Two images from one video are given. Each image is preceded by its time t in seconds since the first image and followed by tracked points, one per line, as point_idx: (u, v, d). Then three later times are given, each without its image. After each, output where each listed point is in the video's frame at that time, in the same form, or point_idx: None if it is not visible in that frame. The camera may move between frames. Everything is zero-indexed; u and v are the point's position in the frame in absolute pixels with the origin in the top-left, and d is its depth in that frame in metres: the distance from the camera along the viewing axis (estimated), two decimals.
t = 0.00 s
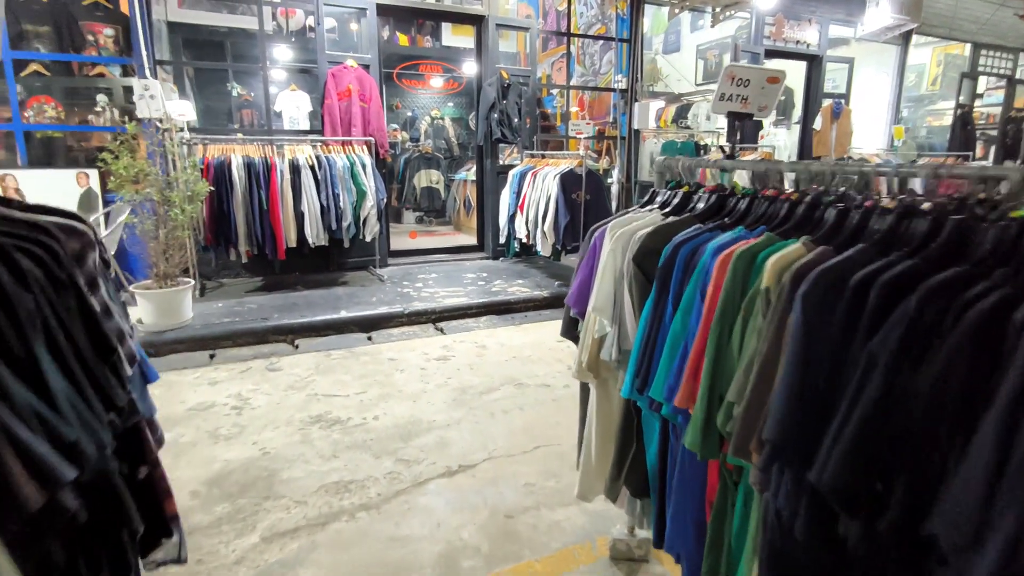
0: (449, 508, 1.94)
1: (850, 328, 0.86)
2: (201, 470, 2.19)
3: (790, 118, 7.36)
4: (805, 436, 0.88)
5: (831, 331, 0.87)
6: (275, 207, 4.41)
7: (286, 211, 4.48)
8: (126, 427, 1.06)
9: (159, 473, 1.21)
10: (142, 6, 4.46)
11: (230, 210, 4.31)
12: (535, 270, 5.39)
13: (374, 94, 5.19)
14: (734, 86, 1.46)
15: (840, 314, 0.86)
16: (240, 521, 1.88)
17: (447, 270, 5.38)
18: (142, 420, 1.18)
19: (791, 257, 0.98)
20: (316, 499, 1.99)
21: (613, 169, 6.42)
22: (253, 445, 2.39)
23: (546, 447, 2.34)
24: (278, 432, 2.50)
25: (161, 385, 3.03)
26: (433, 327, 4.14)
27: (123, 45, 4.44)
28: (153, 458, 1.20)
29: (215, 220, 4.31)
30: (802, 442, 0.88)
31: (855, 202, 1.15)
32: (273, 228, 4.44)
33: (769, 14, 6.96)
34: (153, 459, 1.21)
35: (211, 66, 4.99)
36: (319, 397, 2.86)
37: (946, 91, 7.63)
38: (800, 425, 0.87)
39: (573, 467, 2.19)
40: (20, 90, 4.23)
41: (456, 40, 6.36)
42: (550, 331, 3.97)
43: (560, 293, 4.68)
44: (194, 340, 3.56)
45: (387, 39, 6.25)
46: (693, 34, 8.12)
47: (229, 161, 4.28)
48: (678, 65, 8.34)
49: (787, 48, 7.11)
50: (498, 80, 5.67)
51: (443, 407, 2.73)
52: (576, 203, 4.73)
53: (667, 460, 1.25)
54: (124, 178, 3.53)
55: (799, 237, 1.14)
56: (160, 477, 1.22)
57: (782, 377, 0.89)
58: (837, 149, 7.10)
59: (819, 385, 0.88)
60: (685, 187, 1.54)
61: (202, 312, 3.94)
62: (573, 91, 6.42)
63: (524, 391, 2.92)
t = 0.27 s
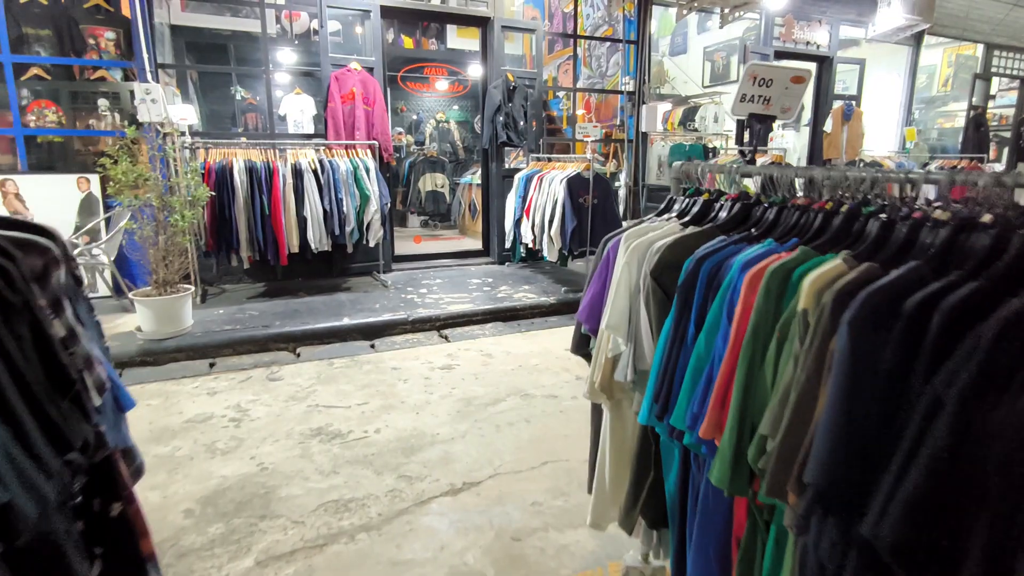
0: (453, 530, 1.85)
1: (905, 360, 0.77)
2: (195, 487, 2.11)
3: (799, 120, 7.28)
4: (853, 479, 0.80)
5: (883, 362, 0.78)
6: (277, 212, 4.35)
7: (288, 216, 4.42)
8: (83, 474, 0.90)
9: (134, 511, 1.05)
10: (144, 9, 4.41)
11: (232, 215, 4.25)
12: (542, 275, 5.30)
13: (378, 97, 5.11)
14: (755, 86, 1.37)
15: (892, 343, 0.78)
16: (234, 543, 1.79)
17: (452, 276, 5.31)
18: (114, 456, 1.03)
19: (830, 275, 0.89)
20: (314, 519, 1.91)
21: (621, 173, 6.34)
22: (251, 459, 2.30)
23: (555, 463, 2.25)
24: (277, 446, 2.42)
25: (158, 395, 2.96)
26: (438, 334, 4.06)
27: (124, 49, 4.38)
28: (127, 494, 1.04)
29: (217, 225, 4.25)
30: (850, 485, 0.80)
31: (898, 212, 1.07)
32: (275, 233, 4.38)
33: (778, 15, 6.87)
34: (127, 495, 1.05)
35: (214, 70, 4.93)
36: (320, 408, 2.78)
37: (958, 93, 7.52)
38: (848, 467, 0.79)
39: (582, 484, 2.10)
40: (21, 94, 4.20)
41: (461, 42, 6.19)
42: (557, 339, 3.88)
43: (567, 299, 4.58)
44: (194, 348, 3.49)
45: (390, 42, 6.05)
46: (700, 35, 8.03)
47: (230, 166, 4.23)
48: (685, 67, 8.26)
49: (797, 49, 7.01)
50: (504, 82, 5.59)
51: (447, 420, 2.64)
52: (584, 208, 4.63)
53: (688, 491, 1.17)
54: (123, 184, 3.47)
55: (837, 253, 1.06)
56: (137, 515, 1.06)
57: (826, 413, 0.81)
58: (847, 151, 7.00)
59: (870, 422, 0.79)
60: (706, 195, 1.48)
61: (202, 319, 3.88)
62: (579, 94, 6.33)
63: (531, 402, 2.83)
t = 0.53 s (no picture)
0: (453, 557, 1.74)
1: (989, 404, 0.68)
2: (182, 506, 2.00)
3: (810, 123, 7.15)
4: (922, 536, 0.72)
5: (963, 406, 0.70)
6: (277, 216, 4.26)
7: (288, 220, 4.32)
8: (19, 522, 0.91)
9: (83, 558, 1.06)
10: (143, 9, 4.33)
11: (231, 219, 4.16)
12: (547, 281, 5.19)
13: (381, 99, 5.01)
14: (784, 83, 1.25)
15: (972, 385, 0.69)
16: (219, 570, 1.68)
17: (456, 281, 5.21)
18: (60, 495, 1.03)
19: (886, 298, 0.81)
20: (305, 543, 1.79)
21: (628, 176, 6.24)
22: (242, 476, 2.19)
23: (562, 483, 2.13)
24: (270, 461, 2.31)
25: (151, 406, 2.86)
26: (440, 342, 3.95)
27: (123, 49, 4.31)
28: (76, 541, 1.06)
29: (215, 229, 4.16)
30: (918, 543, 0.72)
31: (964, 223, 0.95)
32: (275, 238, 4.29)
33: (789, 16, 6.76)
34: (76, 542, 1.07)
35: (216, 71, 4.84)
36: (317, 421, 2.67)
37: (972, 95, 7.38)
38: (917, 523, 0.71)
39: (591, 507, 1.98)
40: (18, 96, 4.14)
41: (466, 44, 6.04)
42: (563, 347, 3.76)
43: (573, 306, 4.47)
44: (189, 356, 3.39)
45: (394, 43, 5.84)
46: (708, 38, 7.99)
47: (229, 169, 4.15)
48: (693, 70, 8.15)
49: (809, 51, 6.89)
50: (509, 84, 5.49)
51: (449, 434, 2.53)
52: (591, 212, 4.52)
53: (714, 531, 1.10)
54: (118, 187, 3.37)
55: (893, 270, 0.95)
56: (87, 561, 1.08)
57: (893, 462, 0.72)
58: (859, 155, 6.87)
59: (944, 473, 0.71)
60: (732, 202, 1.37)
61: (199, 325, 3.78)
62: (586, 96, 6.22)
63: (536, 415, 2.71)
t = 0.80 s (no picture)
0: None
1: None
2: (163, 525, 1.90)
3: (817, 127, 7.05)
4: None
5: None
6: (275, 219, 4.17)
7: (286, 223, 4.23)
8: None
9: None
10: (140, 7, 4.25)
11: (227, 221, 4.06)
12: (551, 286, 5.08)
13: (382, 100, 4.92)
14: (812, 76, 1.15)
15: None
16: None
17: (458, 286, 5.11)
18: None
19: (962, 318, 0.72)
20: (291, 567, 1.69)
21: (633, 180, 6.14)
22: (228, 492, 2.09)
23: (565, 502, 2.02)
24: (258, 476, 2.20)
25: (138, 414, 2.76)
26: (440, 349, 3.85)
27: (119, 47, 4.23)
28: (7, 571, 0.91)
29: (211, 232, 4.07)
30: None
31: None
32: (272, 241, 4.20)
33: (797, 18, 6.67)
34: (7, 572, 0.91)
35: (216, 71, 4.76)
36: (309, 432, 2.57)
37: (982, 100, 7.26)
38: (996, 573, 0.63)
39: (596, 530, 1.86)
40: (11, 95, 4.06)
41: (469, 46, 6.05)
42: (566, 356, 3.65)
43: (577, 312, 4.36)
44: (181, 362, 3.29)
45: (396, 45, 5.90)
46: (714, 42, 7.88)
47: (226, 170, 4.06)
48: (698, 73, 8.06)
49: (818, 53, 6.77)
50: (513, 86, 5.36)
51: (447, 448, 2.42)
52: (596, 217, 4.41)
53: None
54: (110, 188, 3.28)
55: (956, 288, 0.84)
56: None
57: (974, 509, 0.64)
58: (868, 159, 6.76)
59: None
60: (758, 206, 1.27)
61: (193, 330, 3.68)
62: (591, 98, 6.12)
63: (538, 428, 2.60)
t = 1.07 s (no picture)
0: None
1: None
2: (144, 544, 1.79)
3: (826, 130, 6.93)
4: None
5: None
6: (272, 220, 4.07)
7: (284, 225, 4.14)
8: None
9: None
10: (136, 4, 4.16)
11: (223, 222, 3.98)
12: (554, 290, 4.97)
13: (383, 99, 4.82)
14: (846, 65, 1.03)
15: None
16: None
17: (460, 289, 5.01)
18: None
19: None
20: None
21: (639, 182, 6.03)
22: (215, 508, 1.98)
23: (569, 522, 1.91)
24: (247, 490, 2.10)
25: (126, 423, 2.66)
26: (440, 355, 3.74)
27: (115, 46, 4.14)
28: None
29: (206, 233, 3.98)
30: None
31: None
32: (269, 243, 4.10)
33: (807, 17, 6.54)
34: None
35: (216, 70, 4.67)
36: (302, 443, 2.46)
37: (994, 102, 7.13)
38: None
39: (601, 553, 1.75)
40: (5, 93, 3.99)
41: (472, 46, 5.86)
42: (571, 363, 3.54)
43: (581, 317, 4.25)
44: (173, 367, 3.19)
45: (399, 45, 5.77)
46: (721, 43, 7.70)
47: (222, 170, 3.98)
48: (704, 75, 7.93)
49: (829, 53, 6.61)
50: (516, 85, 5.27)
51: (445, 461, 2.31)
52: (600, 219, 4.31)
53: None
54: (102, 189, 3.20)
55: None
56: None
57: None
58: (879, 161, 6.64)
59: None
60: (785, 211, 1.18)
61: (187, 334, 3.59)
62: (596, 98, 6.01)
63: (541, 440, 2.48)
